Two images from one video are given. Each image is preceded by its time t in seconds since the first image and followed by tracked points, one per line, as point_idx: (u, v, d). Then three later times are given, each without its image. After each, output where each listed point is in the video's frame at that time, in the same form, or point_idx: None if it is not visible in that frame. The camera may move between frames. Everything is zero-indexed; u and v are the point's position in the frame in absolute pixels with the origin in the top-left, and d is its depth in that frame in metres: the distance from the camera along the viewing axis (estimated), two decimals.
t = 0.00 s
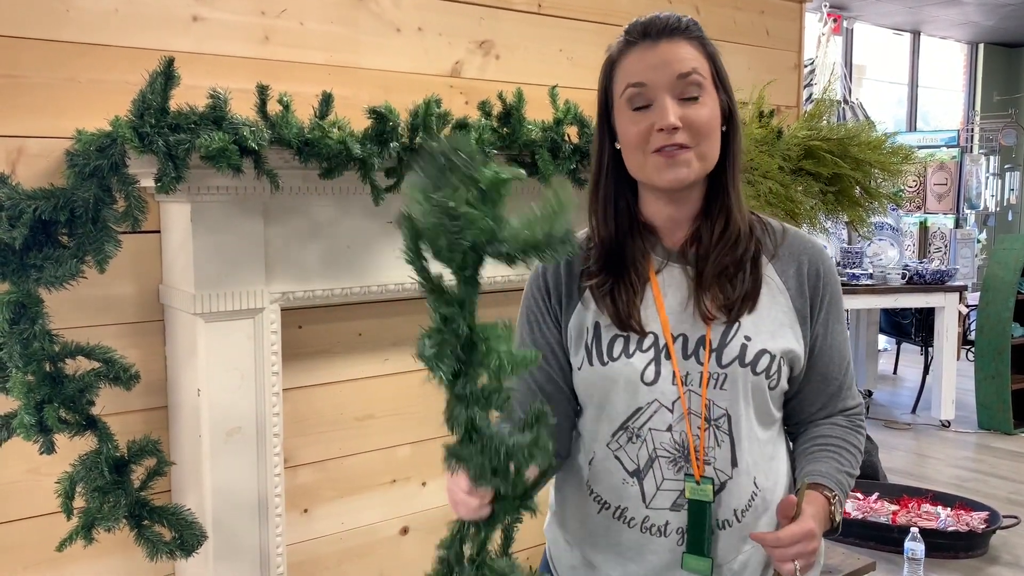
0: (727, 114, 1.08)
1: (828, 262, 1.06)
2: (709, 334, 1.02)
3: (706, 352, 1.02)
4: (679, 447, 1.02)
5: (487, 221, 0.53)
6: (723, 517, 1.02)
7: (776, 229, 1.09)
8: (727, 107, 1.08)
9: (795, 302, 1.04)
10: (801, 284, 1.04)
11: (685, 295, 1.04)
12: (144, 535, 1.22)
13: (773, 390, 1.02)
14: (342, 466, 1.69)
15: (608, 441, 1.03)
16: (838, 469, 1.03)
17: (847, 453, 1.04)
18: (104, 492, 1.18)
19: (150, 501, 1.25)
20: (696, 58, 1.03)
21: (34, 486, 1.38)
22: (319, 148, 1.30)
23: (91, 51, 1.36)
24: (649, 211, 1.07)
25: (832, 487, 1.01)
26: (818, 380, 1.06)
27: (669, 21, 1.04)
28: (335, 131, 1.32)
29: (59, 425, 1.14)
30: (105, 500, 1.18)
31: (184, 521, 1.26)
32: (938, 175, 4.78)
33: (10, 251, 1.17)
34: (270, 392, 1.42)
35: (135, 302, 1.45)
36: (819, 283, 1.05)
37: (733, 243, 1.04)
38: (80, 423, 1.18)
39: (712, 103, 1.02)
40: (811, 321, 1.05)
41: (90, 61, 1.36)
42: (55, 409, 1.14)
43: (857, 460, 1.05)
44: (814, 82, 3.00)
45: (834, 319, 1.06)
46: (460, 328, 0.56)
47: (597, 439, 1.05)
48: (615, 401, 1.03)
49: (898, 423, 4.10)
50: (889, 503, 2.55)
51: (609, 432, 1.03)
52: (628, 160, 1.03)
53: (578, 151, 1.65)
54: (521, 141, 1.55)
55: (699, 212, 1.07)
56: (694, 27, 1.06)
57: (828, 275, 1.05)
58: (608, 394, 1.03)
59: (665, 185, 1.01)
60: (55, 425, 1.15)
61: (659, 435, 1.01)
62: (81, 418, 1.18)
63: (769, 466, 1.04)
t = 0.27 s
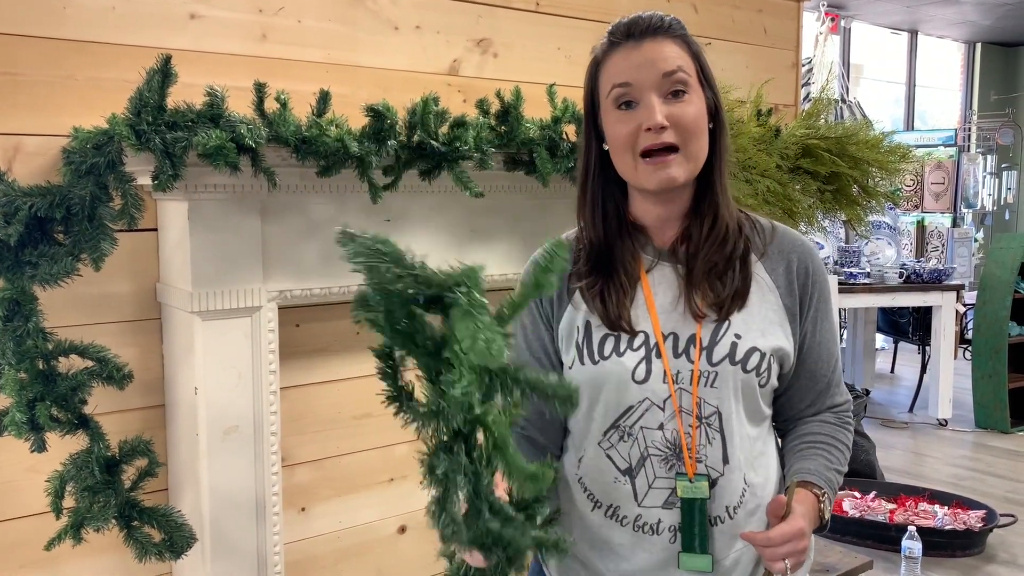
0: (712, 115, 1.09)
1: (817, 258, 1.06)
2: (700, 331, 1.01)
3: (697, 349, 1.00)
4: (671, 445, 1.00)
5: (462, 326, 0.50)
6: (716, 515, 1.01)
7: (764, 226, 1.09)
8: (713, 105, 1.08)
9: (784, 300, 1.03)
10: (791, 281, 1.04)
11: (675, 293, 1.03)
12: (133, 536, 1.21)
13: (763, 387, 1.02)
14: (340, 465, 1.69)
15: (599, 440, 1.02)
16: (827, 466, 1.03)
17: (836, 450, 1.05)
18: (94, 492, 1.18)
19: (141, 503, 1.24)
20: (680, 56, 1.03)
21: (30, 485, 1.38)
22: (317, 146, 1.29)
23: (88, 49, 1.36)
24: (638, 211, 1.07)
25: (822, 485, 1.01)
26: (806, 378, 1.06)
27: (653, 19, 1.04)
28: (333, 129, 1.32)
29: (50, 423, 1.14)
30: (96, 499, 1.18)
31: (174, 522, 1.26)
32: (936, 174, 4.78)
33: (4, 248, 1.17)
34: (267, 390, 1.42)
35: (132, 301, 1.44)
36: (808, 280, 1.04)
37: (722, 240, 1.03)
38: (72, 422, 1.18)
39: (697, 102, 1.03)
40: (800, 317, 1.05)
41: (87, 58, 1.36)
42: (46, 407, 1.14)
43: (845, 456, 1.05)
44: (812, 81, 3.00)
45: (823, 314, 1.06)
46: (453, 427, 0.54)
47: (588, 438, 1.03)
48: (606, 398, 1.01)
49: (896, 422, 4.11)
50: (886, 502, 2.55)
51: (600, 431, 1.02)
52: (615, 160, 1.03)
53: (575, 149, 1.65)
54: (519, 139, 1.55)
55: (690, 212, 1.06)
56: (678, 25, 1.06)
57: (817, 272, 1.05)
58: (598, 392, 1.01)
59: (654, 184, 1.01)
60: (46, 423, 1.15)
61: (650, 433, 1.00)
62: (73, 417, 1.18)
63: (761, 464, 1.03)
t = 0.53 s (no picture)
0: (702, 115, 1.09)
1: (806, 259, 1.06)
2: (689, 333, 1.01)
3: (686, 350, 1.00)
4: (659, 445, 1.00)
5: (497, 301, 0.50)
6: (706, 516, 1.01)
7: (754, 227, 1.09)
8: (702, 104, 1.08)
9: (773, 300, 1.03)
10: (779, 282, 1.04)
11: (665, 295, 1.03)
12: (127, 539, 1.21)
13: (752, 387, 1.02)
14: (337, 465, 1.69)
15: (590, 440, 1.02)
16: (816, 467, 1.03)
17: (824, 451, 1.05)
18: (88, 493, 1.18)
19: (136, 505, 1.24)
20: (669, 54, 1.03)
21: (26, 485, 1.38)
22: (314, 146, 1.30)
23: (84, 48, 1.35)
24: (628, 211, 1.07)
25: (810, 486, 1.01)
26: (796, 378, 1.06)
27: (642, 19, 1.04)
28: (330, 129, 1.32)
29: (43, 424, 1.14)
30: (89, 501, 1.18)
31: (168, 525, 1.25)
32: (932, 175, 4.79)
33: None
34: (264, 390, 1.42)
35: (128, 301, 1.44)
36: (797, 281, 1.04)
37: (711, 242, 1.03)
38: (67, 423, 1.18)
39: (687, 101, 1.03)
40: (789, 317, 1.05)
41: (83, 58, 1.36)
42: (41, 407, 1.14)
43: (833, 457, 1.06)
44: (808, 81, 3.01)
45: (812, 314, 1.06)
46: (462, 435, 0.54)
47: (579, 437, 1.04)
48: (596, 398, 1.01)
49: (892, 422, 4.11)
50: (882, 501, 2.56)
51: (590, 431, 1.02)
52: (605, 159, 1.03)
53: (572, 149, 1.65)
54: (515, 139, 1.55)
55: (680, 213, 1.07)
56: (667, 24, 1.06)
57: (806, 272, 1.05)
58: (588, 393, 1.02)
59: (643, 183, 1.01)
60: (41, 424, 1.14)
61: (639, 434, 1.00)
62: (67, 418, 1.18)
63: (751, 464, 1.03)
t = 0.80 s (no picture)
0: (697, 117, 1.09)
1: (797, 261, 1.06)
2: (680, 336, 1.01)
3: (677, 353, 1.00)
4: (651, 448, 1.00)
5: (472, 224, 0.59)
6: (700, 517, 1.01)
7: (745, 226, 1.09)
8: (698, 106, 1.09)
9: (765, 302, 1.03)
10: (771, 283, 1.04)
11: (655, 298, 1.03)
12: (132, 538, 1.21)
13: (744, 389, 1.01)
14: (334, 466, 1.69)
15: (582, 444, 1.02)
16: (809, 463, 1.03)
17: (817, 446, 1.04)
18: (92, 495, 1.18)
19: (139, 505, 1.24)
20: (668, 54, 1.03)
21: (24, 487, 1.38)
22: (311, 148, 1.30)
23: (81, 50, 1.35)
24: (620, 211, 1.07)
25: (803, 483, 1.01)
26: (788, 377, 1.06)
27: (643, 18, 1.04)
28: (326, 131, 1.32)
29: (46, 426, 1.14)
30: (93, 502, 1.18)
31: (173, 524, 1.25)
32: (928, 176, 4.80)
33: None
34: (261, 392, 1.41)
35: (125, 302, 1.44)
36: (788, 281, 1.04)
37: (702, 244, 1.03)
38: (68, 425, 1.18)
39: (684, 101, 1.03)
40: (780, 319, 1.04)
41: (80, 59, 1.35)
42: (43, 409, 1.14)
43: (827, 452, 1.05)
44: (805, 83, 3.01)
45: (804, 315, 1.05)
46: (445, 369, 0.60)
47: (572, 440, 1.04)
48: (588, 401, 1.01)
49: (889, 423, 4.12)
50: (879, 502, 2.56)
51: (582, 434, 1.02)
52: (600, 156, 1.03)
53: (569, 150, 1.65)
54: (512, 141, 1.55)
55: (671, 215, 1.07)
56: (668, 25, 1.07)
57: (798, 272, 1.05)
58: (579, 395, 1.02)
59: (637, 181, 1.01)
60: (43, 426, 1.14)
61: (631, 437, 1.00)
62: (69, 420, 1.18)
63: (744, 465, 1.03)
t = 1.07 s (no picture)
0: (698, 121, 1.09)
1: (794, 264, 1.06)
2: (678, 339, 1.01)
3: (675, 356, 1.00)
4: (650, 451, 1.00)
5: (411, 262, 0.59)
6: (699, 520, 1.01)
7: (741, 228, 1.09)
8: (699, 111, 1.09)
9: (762, 304, 1.04)
10: (768, 287, 1.04)
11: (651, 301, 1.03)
12: (133, 539, 1.21)
13: (742, 392, 1.01)
14: (334, 469, 1.69)
15: (581, 448, 1.02)
16: (806, 462, 1.03)
17: (814, 445, 1.05)
18: (92, 496, 1.18)
19: (140, 505, 1.24)
20: (672, 57, 1.04)
21: (23, 489, 1.38)
22: (311, 151, 1.30)
23: (80, 52, 1.35)
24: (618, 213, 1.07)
25: (799, 481, 1.02)
26: (785, 377, 1.06)
27: (649, 20, 1.04)
28: (326, 133, 1.32)
29: (47, 428, 1.14)
30: (94, 504, 1.18)
31: (174, 525, 1.25)
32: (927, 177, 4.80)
33: None
34: (262, 394, 1.41)
35: (125, 305, 1.44)
36: (785, 282, 1.05)
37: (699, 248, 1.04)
38: (69, 427, 1.17)
39: (686, 105, 1.03)
40: (778, 321, 1.05)
41: (80, 62, 1.36)
42: (43, 412, 1.14)
43: (822, 451, 1.06)
44: (804, 85, 3.01)
45: (800, 317, 1.06)
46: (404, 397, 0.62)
47: (570, 445, 1.04)
48: (586, 405, 1.01)
49: (888, 424, 4.12)
50: (879, 504, 2.56)
51: (581, 439, 1.02)
52: (599, 156, 1.03)
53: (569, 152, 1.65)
54: (512, 143, 1.55)
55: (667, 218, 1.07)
56: (674, 28, 1.07)
57: (795, 274, 1.05)
58: (577, 399, 1.02)
59: (635, 182, 1.00)
60: (43, 428, 1.14)
61: (629, 440, 1.00)
62: (70, 422, 1.17)
63: (742, 467, 1.03)
